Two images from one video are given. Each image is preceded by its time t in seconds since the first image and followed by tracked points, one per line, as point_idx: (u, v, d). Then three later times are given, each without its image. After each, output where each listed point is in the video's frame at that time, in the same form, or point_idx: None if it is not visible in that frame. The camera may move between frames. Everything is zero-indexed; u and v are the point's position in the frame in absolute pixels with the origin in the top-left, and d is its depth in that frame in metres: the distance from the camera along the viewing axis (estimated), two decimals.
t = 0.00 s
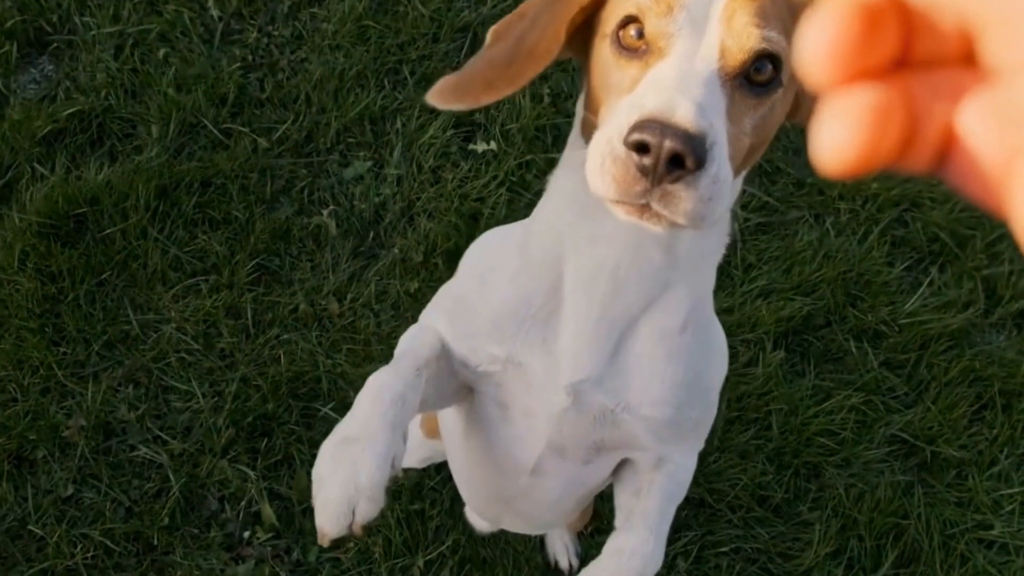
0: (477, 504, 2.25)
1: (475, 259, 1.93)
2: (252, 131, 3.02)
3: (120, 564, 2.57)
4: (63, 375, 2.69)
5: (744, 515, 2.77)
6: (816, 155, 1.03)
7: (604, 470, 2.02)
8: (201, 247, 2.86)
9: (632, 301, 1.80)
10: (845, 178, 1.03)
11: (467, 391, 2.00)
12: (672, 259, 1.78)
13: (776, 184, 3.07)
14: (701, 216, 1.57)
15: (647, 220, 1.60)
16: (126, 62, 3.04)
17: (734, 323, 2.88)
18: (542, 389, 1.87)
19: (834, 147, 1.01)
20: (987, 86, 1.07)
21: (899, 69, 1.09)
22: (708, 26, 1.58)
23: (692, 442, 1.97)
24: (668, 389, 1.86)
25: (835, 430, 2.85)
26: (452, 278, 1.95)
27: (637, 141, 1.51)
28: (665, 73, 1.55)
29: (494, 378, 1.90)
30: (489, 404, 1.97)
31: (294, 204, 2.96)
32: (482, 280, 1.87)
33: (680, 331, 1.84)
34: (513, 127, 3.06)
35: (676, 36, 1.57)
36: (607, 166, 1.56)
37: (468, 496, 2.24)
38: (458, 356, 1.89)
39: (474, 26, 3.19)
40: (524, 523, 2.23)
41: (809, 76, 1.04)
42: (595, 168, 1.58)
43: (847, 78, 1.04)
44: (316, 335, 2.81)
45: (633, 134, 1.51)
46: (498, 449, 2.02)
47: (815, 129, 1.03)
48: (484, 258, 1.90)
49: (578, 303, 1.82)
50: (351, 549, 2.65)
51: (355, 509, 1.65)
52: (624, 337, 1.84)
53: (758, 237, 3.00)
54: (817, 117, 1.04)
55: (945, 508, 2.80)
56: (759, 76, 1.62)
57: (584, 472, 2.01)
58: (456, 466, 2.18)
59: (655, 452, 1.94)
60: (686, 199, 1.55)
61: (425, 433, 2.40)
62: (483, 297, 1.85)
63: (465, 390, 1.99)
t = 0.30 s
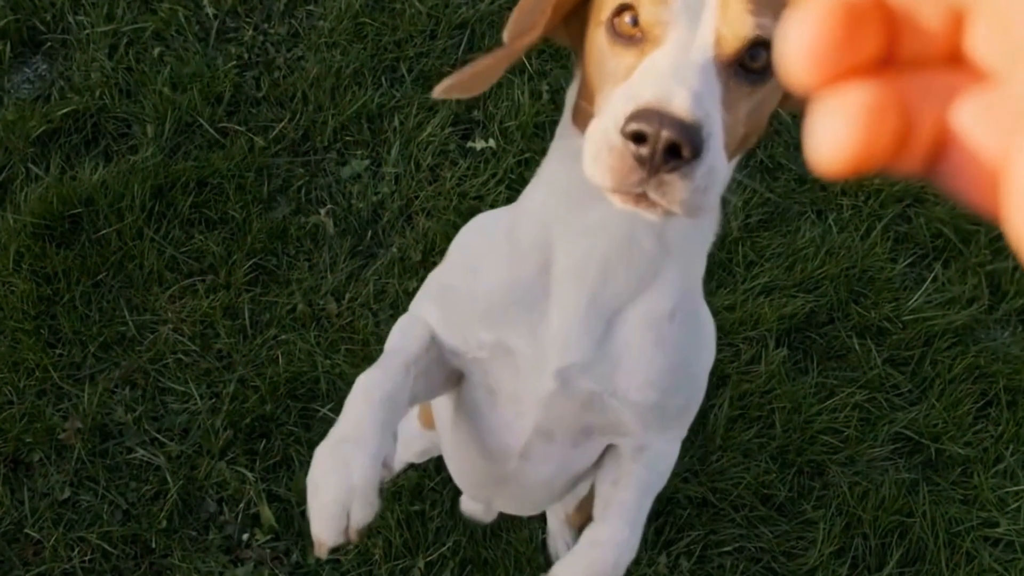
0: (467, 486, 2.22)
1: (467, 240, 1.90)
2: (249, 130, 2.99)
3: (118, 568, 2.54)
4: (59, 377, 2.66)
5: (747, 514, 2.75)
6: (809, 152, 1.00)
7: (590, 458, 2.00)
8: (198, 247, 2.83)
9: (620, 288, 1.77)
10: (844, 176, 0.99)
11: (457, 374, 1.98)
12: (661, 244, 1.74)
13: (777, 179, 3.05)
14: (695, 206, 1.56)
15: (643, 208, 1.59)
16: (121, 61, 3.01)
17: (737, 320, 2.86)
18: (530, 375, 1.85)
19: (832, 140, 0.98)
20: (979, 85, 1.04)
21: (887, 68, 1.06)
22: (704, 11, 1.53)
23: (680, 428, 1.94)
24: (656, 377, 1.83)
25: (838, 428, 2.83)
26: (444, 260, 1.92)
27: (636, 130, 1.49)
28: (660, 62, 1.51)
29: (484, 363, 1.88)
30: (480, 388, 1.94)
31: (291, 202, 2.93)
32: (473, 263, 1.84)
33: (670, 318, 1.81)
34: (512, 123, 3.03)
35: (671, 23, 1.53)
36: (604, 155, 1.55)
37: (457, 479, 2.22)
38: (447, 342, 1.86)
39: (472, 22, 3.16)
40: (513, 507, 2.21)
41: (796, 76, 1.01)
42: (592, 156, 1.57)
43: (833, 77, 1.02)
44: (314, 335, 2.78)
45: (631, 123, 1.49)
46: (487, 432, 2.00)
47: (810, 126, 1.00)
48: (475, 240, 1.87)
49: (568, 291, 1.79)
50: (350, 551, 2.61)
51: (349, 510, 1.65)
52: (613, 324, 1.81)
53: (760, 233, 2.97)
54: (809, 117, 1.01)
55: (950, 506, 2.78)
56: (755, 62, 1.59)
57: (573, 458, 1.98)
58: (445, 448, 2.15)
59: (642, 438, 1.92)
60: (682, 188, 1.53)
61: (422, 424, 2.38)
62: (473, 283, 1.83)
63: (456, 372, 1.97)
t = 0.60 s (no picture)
0: (463, 473, 2.20)
1: (458, 219, 1.87)
2: (247, 128, 2.97)
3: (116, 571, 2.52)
4: (56, 379, 2.64)
5: (750, 514, 2.72)
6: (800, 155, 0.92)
7: (584, 443, 1.97)
8: (195, 247, 2.81)
9: (612, 268, 1.75)
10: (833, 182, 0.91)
11: (450, 355, 1.96)
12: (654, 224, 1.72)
13: (779, 177, 3.03)
14: (694, 194, 1.54)
15: (641, 197, 1.57)
16: (117, 59, 2.99)
17: (739, 318, 2.84)
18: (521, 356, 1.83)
19: (823, 146, 0.90)
20: (967, 88, 0.97)
21: (871, 66, 0.97)
22: None
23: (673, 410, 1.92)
24: (648, 358, 1.81)
25: (842, 427, 2.80)
26: (436, 239, 1.89)
27: (634, 120, 1.47)
28: (659, 48, 1.49)
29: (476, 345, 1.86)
30: (474, 369, 1.93)
31: (289, 201, 2.91)
32: (464, 243, 1.82)
33: (662, 299, 1.79)
34: (512, 120, 3.01)
35: (669, 8, 1.50)
36: (603, 144, 1.54)
37: (453, 465, 2.19)
38: (440, 324, 1.84)
39: (471, 19, 3.14)
40: (509, 493, 2.18)
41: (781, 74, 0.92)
42: (591, 145, 1.55)
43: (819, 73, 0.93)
44: (313, 335, 2.75)
45: (630, 114, 1.47)
46: (483, 415, 1.98)
47: (798, 127, 0.91)
48: (467, 220, 1.85)
49: (560, 272, 1.77)
50: (350, 553, 2.59)
51: (356, 492, 1.64)
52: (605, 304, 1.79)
53: (762, 231, 2.95)
54: (798, 116, 0.92)
55: (955, 506, 2.76)
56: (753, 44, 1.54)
57: (567, 441, 1.96)
58: (441, 432, 2.14)
59: (633, 423, 1.89)
60: (680, 179, 1.52)
61: (422, 413, 2.37)
62: (465, 264, 1.80)
63: (449, 354, 1.95)
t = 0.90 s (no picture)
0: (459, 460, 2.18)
1: (452, 195, 1.84)
2: (243, 127, 2.94)
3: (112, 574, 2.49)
4: (51, 380, 2.61)
5: (752, 514, 2.70)
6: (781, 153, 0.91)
7: (582, 423, 1.95)
8: (191, 247, 2.78)
9: (606, 250, 1.73)
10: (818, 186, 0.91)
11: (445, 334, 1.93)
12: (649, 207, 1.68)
13: (780, 175, 3.01)
14: (691, 182, 1.52)
15: (638, 184, 1.54)
16: (112, 57, 2.96)
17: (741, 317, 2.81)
18: (516, 336, 1.81)
19: (810, 144, 0.89)
20: (946, 106, 1.01)
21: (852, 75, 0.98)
22: None
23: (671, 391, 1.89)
24: (645, 339, 1.78)
25: (845, 427, 2.78)
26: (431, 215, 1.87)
27: (631, 110, 1.44)
28: (653, 34, 1.43)
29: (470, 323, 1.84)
30: (468, 348, 1.90)
31: (286, 201, 2.88)
32: (456, 220, 1.80)
33: (658, 280, 1.76)
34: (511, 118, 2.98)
35: None
36: (599, 133, 1.51)
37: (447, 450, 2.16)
38: (432, 300, 1.82)
39: (469, 16, 3.12)
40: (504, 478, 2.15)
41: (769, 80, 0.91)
42: (588, 133, 1.52)
43: (803, 74, 0.93)
44: (310, 336, 2.72)
45: (626, 102, 1.44)
46: (476, 397, 1.96)
47: (782, 124, 0.91)
48: (460, 197, 1.82)
49: (554, 253, 1.74)
50: (349, 555, 2.57)
51: (357, 468, 1.64)
52: (600, 285, 1.76)
53: (763, 229, 2.92)
54: (780, 115, 0.92)
55: (959, 506, 2.73)
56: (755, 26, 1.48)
57: (564, 423, 1.93)
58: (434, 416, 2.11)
59: (630, 404, 1.86)
60: (678, 167, 1.49)
61: (419, 406, 2.36)
62: (456, 243, 1.78)
63: (443, 333, 1.92)
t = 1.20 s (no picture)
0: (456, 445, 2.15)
1: (448, 168, 1.79)
2: (239, 121, 2.91)
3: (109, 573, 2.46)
4: (46, 377, 2.58)
5: (754, 512, 2.67)
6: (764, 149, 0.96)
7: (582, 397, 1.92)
8: (188, 243, 2.76)
9: (604, 225, 1.68)
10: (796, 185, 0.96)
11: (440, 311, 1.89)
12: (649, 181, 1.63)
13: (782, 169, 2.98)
14: (692, 159, 1.43)
15: (636, 163, 1.46)
16: (106, 52, 2.93)
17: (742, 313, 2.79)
18: (514, 310, 1.77)
19: (792, 144, 0.93)
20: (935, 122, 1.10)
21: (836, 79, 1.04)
22: None
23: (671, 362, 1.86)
24: (644, 312, 1.75)
25: (848, 423, 2.76)
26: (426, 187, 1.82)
27: (627, 89, 1.34)
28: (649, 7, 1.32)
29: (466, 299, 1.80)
30: (464, 326, 1.86)
31: (283, 196, 2.85)
32: (450, 195, 1.75)
33: (658, 252, 1.72)
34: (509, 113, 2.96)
35: None
36: (595, 113, 1.41)
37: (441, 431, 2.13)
38: (427, 277, 1.79)
39: (467, 9, 3.09)
40: (503, 460, 2.11)
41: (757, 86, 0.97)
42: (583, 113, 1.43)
43: (792, 74, 0.97)
44: (308, 332, 2.69)
45: (622, 81, 1.34)
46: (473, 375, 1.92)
47: (767, 122, 0.95)
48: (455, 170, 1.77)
49: (551, 229, 1.70)
50: (347, 553, 2.54)
51: (353, 441, 1.64)
52: (598, 260, 1.72)
53: (765, 224, 2.89)
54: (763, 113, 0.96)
55: (963, 502, 2.71)
56: None
57: (564, 401, 1.90)
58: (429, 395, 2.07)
59: (630, 376, 1.84)
60: (675, 146, 1.40)
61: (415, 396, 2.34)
62: (451, 217, 1.73)
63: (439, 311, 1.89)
